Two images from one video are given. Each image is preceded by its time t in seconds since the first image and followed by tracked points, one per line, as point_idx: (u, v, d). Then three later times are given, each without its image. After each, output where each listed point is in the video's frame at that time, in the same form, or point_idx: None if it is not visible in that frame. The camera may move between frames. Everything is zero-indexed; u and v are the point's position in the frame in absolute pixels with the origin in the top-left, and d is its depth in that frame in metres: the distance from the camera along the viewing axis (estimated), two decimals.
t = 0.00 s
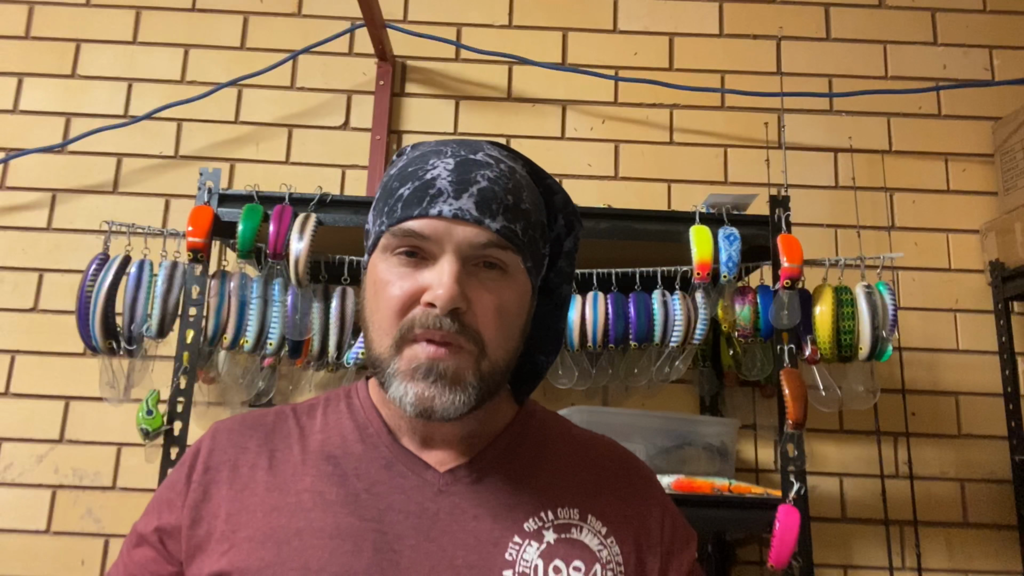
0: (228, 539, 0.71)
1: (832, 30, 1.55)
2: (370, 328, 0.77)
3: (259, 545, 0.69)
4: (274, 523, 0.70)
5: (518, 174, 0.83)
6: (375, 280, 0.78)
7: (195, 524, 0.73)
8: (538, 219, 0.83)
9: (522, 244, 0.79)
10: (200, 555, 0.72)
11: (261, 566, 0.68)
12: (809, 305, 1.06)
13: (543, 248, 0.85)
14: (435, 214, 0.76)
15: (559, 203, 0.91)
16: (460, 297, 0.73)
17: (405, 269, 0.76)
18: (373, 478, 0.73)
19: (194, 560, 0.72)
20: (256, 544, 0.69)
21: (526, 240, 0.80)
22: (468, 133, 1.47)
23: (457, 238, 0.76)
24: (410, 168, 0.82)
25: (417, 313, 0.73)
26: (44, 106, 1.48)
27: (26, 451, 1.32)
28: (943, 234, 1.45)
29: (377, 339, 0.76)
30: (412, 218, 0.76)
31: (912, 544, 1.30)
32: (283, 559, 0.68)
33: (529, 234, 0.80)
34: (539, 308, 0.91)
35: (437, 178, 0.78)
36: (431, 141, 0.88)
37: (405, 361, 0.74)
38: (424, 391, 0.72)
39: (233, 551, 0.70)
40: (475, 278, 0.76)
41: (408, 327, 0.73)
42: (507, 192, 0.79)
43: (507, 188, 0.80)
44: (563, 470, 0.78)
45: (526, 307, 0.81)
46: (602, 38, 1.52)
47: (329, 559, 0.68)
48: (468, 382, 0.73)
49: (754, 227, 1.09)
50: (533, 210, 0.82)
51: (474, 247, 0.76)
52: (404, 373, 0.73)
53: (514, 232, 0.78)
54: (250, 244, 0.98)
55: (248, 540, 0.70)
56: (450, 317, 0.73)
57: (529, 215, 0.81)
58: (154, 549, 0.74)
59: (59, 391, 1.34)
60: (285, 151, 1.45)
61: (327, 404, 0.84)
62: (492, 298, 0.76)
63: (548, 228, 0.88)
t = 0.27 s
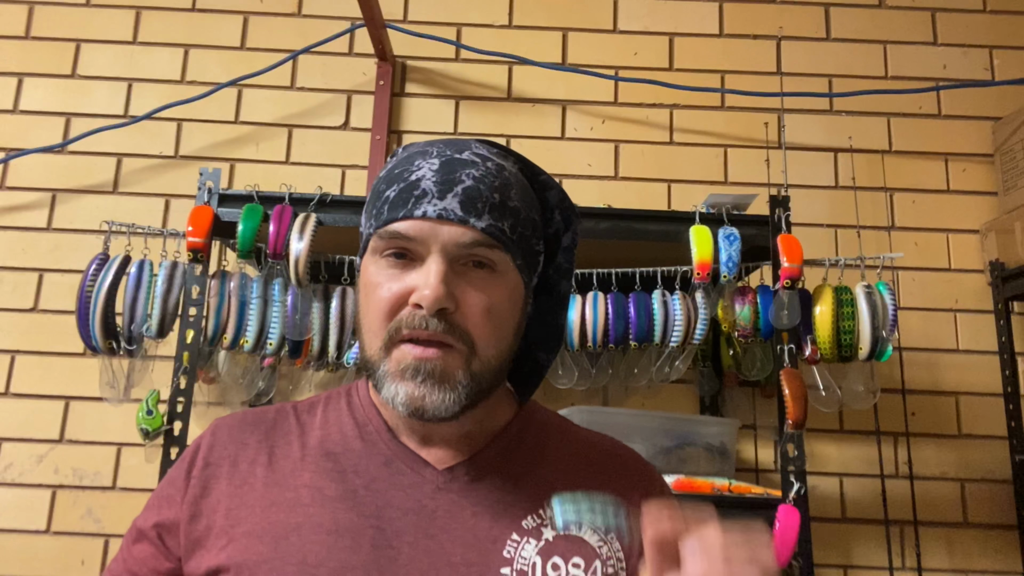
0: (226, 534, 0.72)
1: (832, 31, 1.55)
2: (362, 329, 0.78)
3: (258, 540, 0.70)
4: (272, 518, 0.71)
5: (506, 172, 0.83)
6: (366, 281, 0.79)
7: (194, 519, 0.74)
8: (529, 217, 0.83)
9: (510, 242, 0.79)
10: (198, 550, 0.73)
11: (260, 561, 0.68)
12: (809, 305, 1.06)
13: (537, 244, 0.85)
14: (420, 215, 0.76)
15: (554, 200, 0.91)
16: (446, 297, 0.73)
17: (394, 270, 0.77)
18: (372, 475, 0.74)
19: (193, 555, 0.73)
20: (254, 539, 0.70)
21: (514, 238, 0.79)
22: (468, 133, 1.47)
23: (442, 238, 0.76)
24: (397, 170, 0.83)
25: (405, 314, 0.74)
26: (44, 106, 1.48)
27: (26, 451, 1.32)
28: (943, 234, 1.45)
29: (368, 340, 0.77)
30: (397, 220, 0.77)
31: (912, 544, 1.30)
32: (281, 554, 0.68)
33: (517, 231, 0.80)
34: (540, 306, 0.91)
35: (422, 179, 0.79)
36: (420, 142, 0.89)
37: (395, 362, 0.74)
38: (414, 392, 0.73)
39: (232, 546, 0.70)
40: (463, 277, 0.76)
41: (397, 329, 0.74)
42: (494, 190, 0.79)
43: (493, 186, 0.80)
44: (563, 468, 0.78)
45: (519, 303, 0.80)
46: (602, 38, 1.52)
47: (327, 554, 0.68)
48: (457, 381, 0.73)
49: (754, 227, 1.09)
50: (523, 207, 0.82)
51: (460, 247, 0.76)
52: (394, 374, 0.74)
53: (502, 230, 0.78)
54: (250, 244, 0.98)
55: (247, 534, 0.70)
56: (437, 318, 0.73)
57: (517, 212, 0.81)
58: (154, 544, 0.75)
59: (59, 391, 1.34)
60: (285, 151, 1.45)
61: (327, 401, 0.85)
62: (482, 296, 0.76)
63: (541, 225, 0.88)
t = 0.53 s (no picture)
0: (214, 539, 0.72)
1: (832, 31, 1.55)
2: (345, 328, 0.79)
3: (244, 544, 0.70)
4: (258, 522, 0.71)
5: (485, 167, 0.83)
6: (348, 282, 0.80)
7: (185, 525, 0.74)
8: (510, 212, 0.82)
9: (489, 238, 0.79)
10: (189, 556, 0.73)
11: (245, 565, 0.68)
12: (809, 305, 1.06)
13: (522, 240, 0.84)
14: (395, 215, 0.76)
15: (539, 193, 0.91)
16: (424, 296, 0.73)
17: (374, 270, 0.77)
18: (358, 476, 0.74)
19: (185, 561, 0.74)
20: (240, 544, 0.70)
21: (493, 234, 0.79)
22: (468, 133, 1.47)
23: (419, 237, 0.76)
24: (374, 170, 0.84)
25: (383, 312, 0.74)
26: (44, 106, 1.48)
27: (26, 451, 1.32)
28: (943, 234, 1.45)
29: (351, 339, 0.78)
30: (374, 220, 0.78)
31: (912, 544, 1.30)
32: (265, 558, 0.68)
33: (496, 226, 0.80)
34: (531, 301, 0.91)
35: (398, 179, 0.79)
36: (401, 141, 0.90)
37: (375, 361, 0.75)
38: (394, 391, 0.73)
39: (220, 551, 0.71)
40: (442, 275, 0.76)
41: (377, 327, 0.74)
42: (471, 187, 0.79)
43: (470, 182, 0.80)
44: (545, 459, 0.78)
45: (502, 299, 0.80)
46: (601, 38, 1.52)
47: (311, 557, 0.68)
48: (437, 378, 0.74)
49: (755, 227, 1.09)
50: (502, 202, 0.82)
51: (438, 245, 0.76)
52: (375, 373, 0.75)
53: (480, 227, 0.78)
54: (250, 244, 0.98)
55: (233, 539, 0.71)
56: (416, 316, 0.73)
57: (496, 208, 0.80)
58: (145, 552, 0.75)
59: (58, 391, 1.34)
60: (285, 151, 1.45)
61: (319, 404, 0.85)
62: (461, 293, 0.75)
63: (526, 219, 0.88)
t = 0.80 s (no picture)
0: (206, 543, 0.74)
1: (832, 31, 1.55)
2: (334, 324, 0.80)
3: (233, 548, 0.71)
4: (248, 526, 0.73)
5: (468, 162, 0.83)
6: (335, 278, 0.80)
7: (181, 530, 0.77)
8: (494, 205, 0.83)
9: (473, 231, 0.78)
10: (185, 559, 0.76)
11: (234, 569, 0.70)
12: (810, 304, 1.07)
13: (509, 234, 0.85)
14: (378, 209, 0.77)
15: (525, 189, 0.92)
16: (407, 289, 0.72)
17: (359, 265, 0.77)
18: (346, 479, 0.75)
19: (181, 564, 0.76)
20: (229, 548, 0.71)
21: (477, 227, 0.79)
22: (468, 133, 1.47)
23: (402, 230, 0.76)
24: (358, 166, 0.84)
25: (368, 308, 0.74)
26: (44, 106, 1.48)
27: (26, 451, 1.32)
28: (944, 234, 1.45)
29: (339, 335, 0.79)
30: (357, 215, 0.78)
31: (913, 544, 1.31)
32: (253, 561, 0.70)
33: (480, 219, 0.80)
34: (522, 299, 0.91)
35: (380, 173, 0.80)
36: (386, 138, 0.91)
37: (363, 357, 0.76)
38: (379, 386, 0.75)
39: (210, 555, 0.72)
40: (426, 268, 0.75)
41: (361, 324, 0.75)
42: (453, 180, 0.79)
43: (452, 175, 0.80)
44: (532, 458, 0.78)
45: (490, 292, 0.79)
46: (601, 38, 1.52)
47: (297, 560, 0.69)
48: (421, 374, 0.74)
49: (754, 227, 1.09)
50: (486, 195, 0.82)
51: (421, 238, 0.75)
52: (363, 368, 0.76)
53: (463, 219, 0.78)
54: (250, 244, 0.98)
55: (224, 543, 0.72)
56: (399, 310, 0.72)
57: (480, 201, 0.80)
58: (145, 556, 0.78)
59: (58, 391, 1.34)
60: (285, 151, 1.45)
61: (313, 408, 0.88)
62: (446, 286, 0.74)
63: (513, 214, 0.89)
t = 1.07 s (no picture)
0: (203, 544, 0.74)
1: (832, 30, 1.55)
2: (326, 322, 0.80)
3: (228, 549, 0.71)
4: (243, 527, 0.73)
5: (461, 159, 0.83)
6: (328, 276, 0.80)
7: (179, 531, 0.77)
8: (487, 203, 0.82)
9: (466, 229, 0.78)
10: (183, 561, 0.76)
11: (228, 569, 0.70)
12: (810, 304, 1.07)
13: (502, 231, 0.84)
14: (370, 207, 0.76)
15: (518, 186, 0.92)
16: (401, 287, 0.73)
17: (352, 264, 0.78)
18: (341, 479, 0.76)
19: (180, 565, 0.76)
20: (225, 548, 0.71)
21: (470, 224, 0.79)
22: (468, 133, 1.47)
23: (395, 229, 0.76)
24: (350, 165, 0.85)
25: (362, 306, 0.75)
26: (45, 106, 1.48)
27: (26, 451, 1.32)
28: (944, 234, 1.45)
29: (332, 334, 0.79)
30: (350, 214, 0.78)
31: (913, 544, 1.30)
32: (247, 562, 0.69)
33: (473, 216, 0.79)
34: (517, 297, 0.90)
35: (372, 172, 0.80)
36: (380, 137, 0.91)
37: (357, 354, 0.76)
38: (375, 382, 0.74)
39: (205, 556, 0.72)
40: (419, 266, 0.76)
41: (356, 321, 0.75)
42: (446, 177, 0.79)
43: (445, 173, 0.79)
44: (526, 458, 0.77)
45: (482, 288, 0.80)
46: (601, 38, 1.52)
47: (291, 560, 0.69)
48: (416, 369, 0.74)
49: (754, 227, 1.09)
50: (479, 193, 0.82)
51: (413, 236, 0.75)
52: (357, 365, 0.76)
53: (456, 217, 0.77)
54: (250, 243, 0.98)
55: (220, 544, 0.72)
56: (393, 308, 0.73)
57: (472, 198, 0.80)
58: (145, 558, 0.79)
59: (58, 391, 1.34)
60: (285, 151, 1.45)
61: (312, 409, 0.88)
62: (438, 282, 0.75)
63: (506, 212, 0.89)
